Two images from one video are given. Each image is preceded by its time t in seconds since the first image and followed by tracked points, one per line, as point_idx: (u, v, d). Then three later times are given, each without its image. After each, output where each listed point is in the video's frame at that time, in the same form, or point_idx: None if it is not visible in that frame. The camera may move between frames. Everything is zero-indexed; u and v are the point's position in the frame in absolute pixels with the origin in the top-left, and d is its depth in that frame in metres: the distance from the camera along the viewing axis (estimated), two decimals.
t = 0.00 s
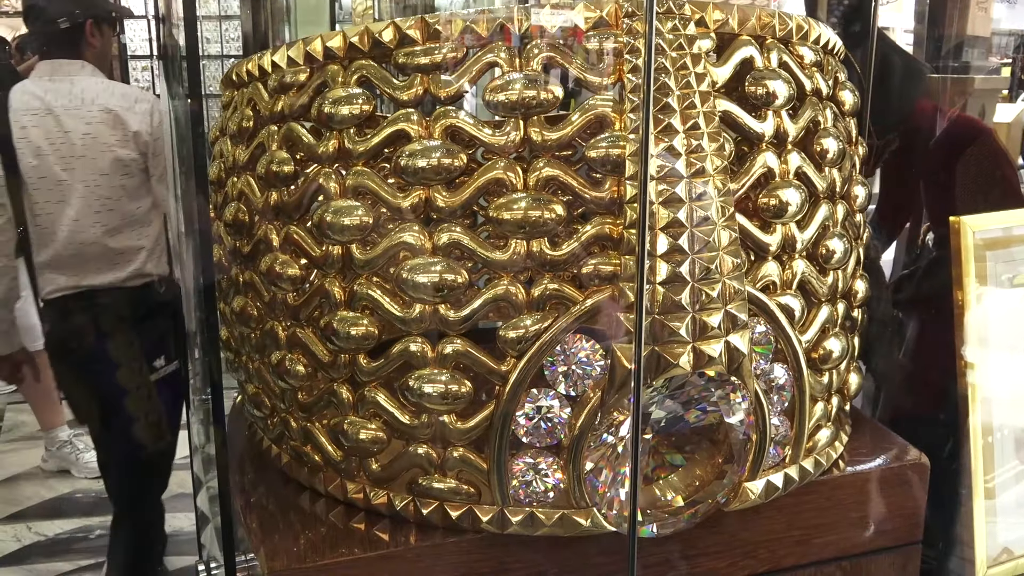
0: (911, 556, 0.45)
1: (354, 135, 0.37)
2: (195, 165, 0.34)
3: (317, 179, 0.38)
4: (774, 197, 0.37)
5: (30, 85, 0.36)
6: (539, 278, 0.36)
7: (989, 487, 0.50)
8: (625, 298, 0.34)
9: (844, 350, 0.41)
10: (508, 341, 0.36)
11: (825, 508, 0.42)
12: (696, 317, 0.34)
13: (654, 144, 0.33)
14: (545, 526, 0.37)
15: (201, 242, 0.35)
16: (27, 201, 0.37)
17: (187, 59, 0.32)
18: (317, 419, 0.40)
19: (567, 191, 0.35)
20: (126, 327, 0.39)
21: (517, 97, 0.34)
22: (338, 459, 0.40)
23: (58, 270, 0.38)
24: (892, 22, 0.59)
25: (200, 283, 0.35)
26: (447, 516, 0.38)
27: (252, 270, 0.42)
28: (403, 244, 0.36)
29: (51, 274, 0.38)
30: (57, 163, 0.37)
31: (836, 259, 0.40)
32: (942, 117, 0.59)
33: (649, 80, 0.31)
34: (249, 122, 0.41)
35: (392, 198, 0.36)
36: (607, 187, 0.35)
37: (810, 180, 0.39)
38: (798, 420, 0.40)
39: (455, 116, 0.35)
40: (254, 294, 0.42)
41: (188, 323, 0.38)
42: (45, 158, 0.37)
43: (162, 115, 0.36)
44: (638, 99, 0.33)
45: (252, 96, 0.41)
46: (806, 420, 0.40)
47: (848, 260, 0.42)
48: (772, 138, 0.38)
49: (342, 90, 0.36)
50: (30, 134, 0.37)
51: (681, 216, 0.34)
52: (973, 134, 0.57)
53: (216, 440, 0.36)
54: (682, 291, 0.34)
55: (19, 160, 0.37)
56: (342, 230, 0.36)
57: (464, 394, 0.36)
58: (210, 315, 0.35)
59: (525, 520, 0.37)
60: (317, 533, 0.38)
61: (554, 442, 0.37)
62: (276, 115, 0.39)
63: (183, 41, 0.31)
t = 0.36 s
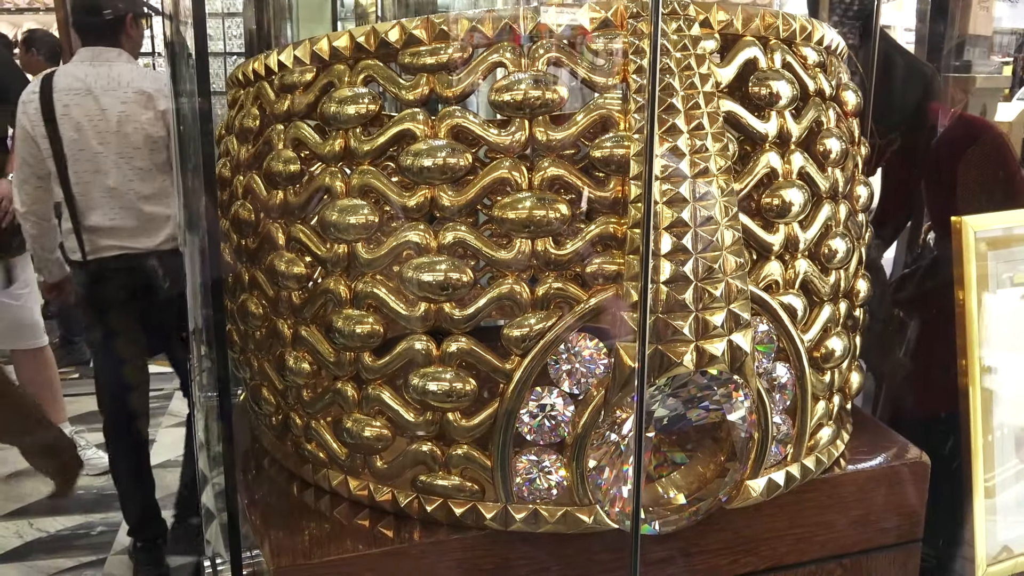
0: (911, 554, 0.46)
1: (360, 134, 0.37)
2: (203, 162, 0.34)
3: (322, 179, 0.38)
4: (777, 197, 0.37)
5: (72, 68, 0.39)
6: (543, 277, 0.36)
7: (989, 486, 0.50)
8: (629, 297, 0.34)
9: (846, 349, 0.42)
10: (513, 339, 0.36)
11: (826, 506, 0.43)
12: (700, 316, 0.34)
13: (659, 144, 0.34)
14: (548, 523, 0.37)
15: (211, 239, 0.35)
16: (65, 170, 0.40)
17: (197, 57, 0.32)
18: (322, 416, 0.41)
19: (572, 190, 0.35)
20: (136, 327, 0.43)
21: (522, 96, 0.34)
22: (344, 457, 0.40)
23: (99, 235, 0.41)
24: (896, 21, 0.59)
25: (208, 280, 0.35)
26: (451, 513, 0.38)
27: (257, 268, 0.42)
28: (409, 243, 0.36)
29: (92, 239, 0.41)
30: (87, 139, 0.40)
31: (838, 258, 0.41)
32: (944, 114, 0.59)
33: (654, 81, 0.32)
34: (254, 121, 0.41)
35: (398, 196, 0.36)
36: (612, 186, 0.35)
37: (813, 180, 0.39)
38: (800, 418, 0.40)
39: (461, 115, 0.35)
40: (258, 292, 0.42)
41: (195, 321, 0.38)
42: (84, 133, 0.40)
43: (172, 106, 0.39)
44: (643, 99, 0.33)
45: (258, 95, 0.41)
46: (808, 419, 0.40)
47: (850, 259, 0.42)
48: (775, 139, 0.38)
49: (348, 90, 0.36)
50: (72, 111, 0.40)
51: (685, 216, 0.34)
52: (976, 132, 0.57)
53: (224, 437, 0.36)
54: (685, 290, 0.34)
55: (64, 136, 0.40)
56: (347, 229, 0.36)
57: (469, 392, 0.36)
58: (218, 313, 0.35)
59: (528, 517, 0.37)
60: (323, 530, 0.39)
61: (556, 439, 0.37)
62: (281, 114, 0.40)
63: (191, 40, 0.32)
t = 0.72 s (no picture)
0: (902, 550, 0.46)
1: (351, 133, 0.37)
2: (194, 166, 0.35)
3: (314, 178, 0.38)
4: (767, 194, 0.37)
5: (120, 79, 0.47)
6: (533, 275, 0.36)
7: (981, 484, 0.50)
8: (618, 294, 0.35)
9: (835, 346, 0.42)
10: (503, 336, 0.36)
11: (817, 502, 0.43)
12: (689, 312, 0.34)
13: (648, 142, 0.34)
14: (539, 519, 0.37)
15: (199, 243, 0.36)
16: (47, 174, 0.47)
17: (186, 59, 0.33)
18: (314, 415, 0.41)
19: (562, 189, 0.36)
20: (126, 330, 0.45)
21: (512, 95, 0.34)
22: (336, 455, 0.40)
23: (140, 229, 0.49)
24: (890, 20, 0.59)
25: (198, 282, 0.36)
26: (443, 510, 0.38)
27: (250, 268, 0.42)
28: (400, 241, 0.36)
29: (137, 230, 0.50)
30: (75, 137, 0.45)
31: (827, 255, 0.41)
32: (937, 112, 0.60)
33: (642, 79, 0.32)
34: (247, 121, 0.42)
35: (388, 195, 0.36)
36: (601, 184, 0.35)
37: (802, 178, 0.40)
38: (790, 414, 0.40)
39: (452, 114, 0.35)
40: (250, 292, 0.43)
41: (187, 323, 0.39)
42: (132, 138, 0.48)
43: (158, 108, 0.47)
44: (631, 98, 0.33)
45: (250, 95, 0.41)
46: (798, 415, 0.40)
47: (840, 256, 0.42)
48: (764, 136, 0.38)
49: (338, 89, 0.36)
50: (121, 118, 0.48)
51: (674, 213, 0.34)
52: (974, 129, 0.58)
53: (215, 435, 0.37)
54: (675, 287, 0.34)
55: (113, 140, 0.48)
56: (339, 228, 0.36)
57: (460, 390, 0.36)
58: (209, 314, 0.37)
59: (520, 514, 0.37)
60: (316, 528, 0.39)
61: (548, 437, 0.37)
62: (273, 114, 0.40)
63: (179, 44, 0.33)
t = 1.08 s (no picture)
0: (867, 556, 0.46)
1: (318, 142, 0.37)
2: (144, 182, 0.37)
3: (281, 187, 0.38)
4: (732, 204, 0.38)
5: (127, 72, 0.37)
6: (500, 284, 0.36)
7: (945, 491, 0.51)
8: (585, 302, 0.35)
9: (800, 354, 0.42)
10: (470, 345, 0.36)
11: (783, 509, 0.43)
12: (655, 321, 0.34)
13: (614, 151, 0.34)
14: (508, 528, 0.37)
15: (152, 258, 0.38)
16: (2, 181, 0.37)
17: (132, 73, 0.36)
18: (281, 425, 0.41)
19: (529, 198, 0.36)
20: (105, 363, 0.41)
21: (480, 105, 0.35)
22: (304, 465, 0.40)
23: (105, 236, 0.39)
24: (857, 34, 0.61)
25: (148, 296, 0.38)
26: (411, 520, 0.38)
27: (217, 277, 0.42)
28: (367, 250, 0.36)
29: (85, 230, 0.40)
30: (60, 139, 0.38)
31: (792, 264, 0.41)
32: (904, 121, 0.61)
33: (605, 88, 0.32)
34: (213, 130, 0.41)
35: (357, 205, 0.36)
36: (569, 194, 0.36)
37: (768, 188, 0.40)
38: (757, 422, 0.41)
39: (419, 123, 0.35)
40: (217, 301, 0.42)
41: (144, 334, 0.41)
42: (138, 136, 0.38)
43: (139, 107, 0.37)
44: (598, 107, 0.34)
45: (217, 103, 0.41)
46: (764, 423, 0.41)
47: (804, 265, 0.43)
48: (729, 147, 0.39)
49: (306, 98, 0.36)
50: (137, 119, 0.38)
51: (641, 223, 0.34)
52: (942, 137, 0.59)
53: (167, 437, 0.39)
54: (641, 296, 0.34)
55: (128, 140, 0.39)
56: (307, 237, 0.36)
57: (427, 399, 0.36)
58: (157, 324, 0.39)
59: (487, 523, 0.37)
60: (282, 539, 0.38)
61: (516, 446, 0.37)
62: (240, 122, 0.40)
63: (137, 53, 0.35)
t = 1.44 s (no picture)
0: (865, 569, 0.46)
1: (314, 153, 0.37)
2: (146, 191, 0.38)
3: (277, 198, 0.38)
4: (727, 215, 0.38)
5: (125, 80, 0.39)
6: (494, 295, 0.36)
7: (944, 504, 0.51)
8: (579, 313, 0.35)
9: (797, 366, 0.42)
10: (465, 355, 0.36)
11: (779, 522, 0.43)
12: (649, 332, 0.34)
13: (608, 162, 0.34)
14: (502, 540, 0.37)
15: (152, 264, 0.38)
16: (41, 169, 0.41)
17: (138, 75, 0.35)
18: (276, 435, 0.41)
19: (522, 209, 0.36)
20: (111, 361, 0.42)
21: (475, 116, 0.35)
22: (298, 476, 0.40)
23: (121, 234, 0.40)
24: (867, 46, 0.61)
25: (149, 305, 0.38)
26: (405, 531, 0.38)
27: (214, 288, 0.42)
28: (362, 260, 0.36)
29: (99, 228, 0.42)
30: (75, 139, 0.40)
31: (788, 276, 0.41)
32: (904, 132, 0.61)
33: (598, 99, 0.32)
34: (210, 141, 0.41)
35: (352, 216, 0.36)
36: (563, 205, 0.36)
37: (763, 200, 0.40)
38: (753, 434, 0.41)
39: (414, 134, 0.36)
40: (213, 311, 0.42)
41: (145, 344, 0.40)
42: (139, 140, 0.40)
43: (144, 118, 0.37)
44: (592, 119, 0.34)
45: (214, 114, 0.41)
46: (760, 434, 0.41)
47: (801, 277, 0.43)
48: (724, 158, 0.39)
49: (303, 110, 0.37)
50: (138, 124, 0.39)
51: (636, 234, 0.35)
52: (944, 149, 0.59)
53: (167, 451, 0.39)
54: (636, 307, 0.34)
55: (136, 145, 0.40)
56: (302, 247, 0.36)
57: (422, 410, 0.36)
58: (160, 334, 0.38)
59: (481, 535, 0.37)
60: (276, 551, 0.38)
61: (511, 457, 0.37)
62: (237, 133, 0.40)
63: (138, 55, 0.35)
